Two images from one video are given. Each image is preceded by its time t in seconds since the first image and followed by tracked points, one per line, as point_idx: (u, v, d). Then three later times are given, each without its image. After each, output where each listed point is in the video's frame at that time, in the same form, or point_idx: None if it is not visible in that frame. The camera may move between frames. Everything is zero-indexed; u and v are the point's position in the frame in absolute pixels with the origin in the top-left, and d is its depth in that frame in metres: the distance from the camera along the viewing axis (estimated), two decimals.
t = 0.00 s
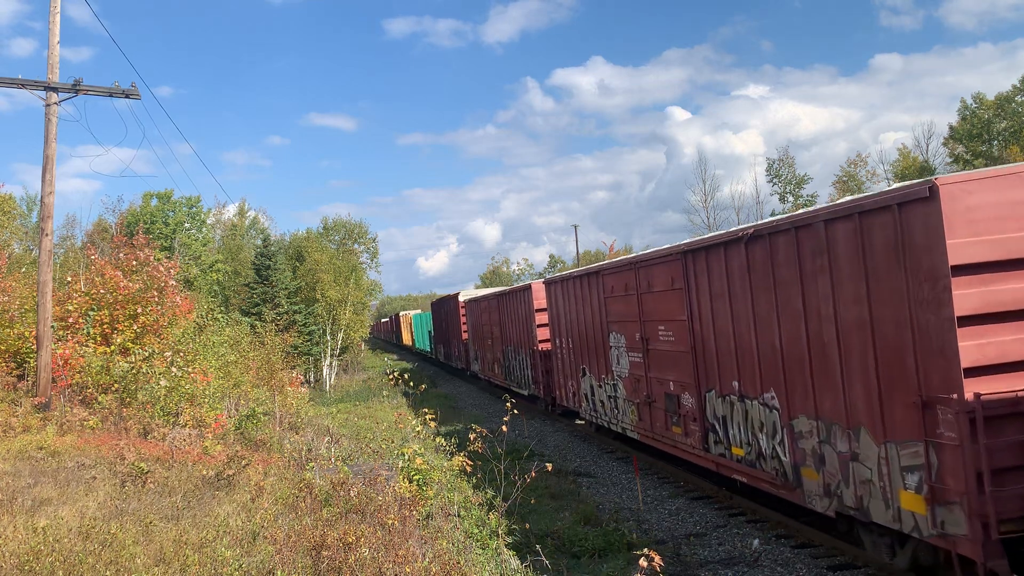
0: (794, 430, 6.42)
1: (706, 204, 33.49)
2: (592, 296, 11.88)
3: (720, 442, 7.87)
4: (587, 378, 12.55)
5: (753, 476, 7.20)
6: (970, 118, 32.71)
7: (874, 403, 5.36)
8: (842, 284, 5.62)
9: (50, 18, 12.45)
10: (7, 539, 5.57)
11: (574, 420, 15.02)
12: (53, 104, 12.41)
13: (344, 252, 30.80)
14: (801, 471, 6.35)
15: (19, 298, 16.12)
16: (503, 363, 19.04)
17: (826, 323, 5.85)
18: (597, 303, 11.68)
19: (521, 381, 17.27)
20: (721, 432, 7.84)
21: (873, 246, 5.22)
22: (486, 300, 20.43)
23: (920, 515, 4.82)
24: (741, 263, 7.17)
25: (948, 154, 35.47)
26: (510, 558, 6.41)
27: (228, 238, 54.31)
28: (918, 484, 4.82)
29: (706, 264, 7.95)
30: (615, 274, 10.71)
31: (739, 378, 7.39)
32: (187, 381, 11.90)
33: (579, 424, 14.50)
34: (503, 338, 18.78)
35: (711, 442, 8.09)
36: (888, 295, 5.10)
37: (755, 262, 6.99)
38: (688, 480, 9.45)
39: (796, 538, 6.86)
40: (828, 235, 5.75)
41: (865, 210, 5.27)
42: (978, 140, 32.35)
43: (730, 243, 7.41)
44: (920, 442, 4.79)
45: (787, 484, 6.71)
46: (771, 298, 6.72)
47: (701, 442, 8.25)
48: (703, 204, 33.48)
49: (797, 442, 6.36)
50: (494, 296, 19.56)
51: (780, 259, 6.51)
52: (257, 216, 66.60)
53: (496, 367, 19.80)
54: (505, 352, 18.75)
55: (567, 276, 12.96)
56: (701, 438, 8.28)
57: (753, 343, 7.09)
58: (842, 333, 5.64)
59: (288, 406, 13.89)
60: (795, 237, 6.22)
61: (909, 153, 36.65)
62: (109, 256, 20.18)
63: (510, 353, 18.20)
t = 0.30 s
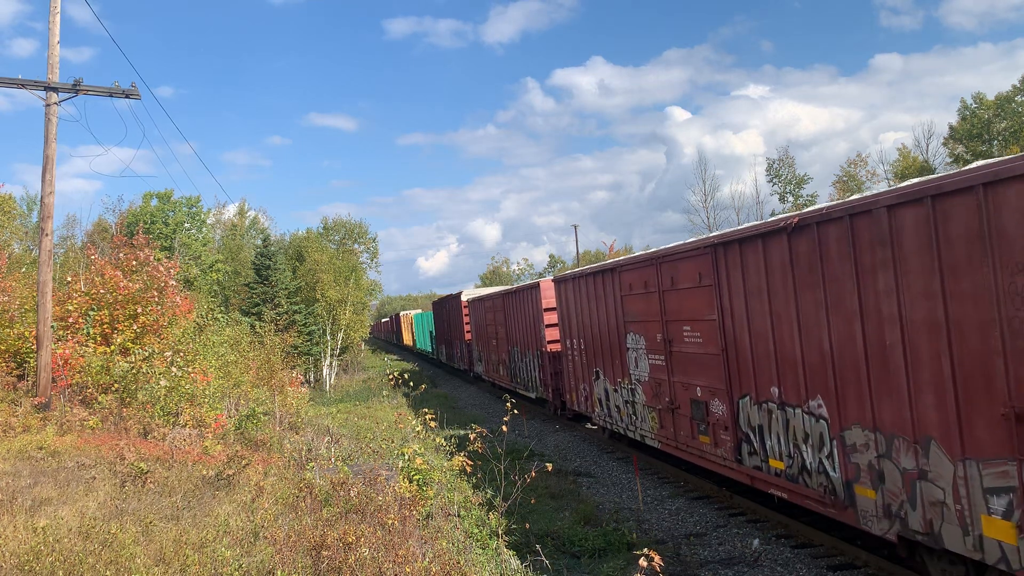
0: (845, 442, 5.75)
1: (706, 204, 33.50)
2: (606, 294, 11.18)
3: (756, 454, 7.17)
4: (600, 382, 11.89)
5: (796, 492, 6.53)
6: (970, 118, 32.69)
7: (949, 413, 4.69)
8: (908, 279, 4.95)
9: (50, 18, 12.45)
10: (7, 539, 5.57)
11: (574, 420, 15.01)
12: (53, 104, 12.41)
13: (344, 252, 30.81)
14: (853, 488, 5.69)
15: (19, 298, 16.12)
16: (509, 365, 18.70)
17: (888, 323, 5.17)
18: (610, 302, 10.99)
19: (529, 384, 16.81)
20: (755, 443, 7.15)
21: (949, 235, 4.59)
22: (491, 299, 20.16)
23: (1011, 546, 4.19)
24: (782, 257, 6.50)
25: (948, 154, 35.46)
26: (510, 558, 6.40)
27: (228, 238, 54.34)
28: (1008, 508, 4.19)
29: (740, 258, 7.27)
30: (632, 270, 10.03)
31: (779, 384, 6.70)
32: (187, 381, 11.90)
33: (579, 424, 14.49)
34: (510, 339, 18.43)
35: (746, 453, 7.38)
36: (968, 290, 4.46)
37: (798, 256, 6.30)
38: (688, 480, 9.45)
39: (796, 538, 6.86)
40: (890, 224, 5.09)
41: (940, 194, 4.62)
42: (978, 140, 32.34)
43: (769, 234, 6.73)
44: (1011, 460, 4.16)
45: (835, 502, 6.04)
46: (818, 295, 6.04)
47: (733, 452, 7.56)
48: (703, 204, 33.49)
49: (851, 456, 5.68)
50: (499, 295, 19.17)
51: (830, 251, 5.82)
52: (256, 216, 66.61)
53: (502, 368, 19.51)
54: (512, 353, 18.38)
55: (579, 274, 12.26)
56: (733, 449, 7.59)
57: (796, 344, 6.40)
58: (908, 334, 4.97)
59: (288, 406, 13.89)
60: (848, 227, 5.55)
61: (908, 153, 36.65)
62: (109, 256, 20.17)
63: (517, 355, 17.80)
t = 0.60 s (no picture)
0: (911, 458, 5.03)
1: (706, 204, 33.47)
2: (624, 292, 10.44)
3: (800, 467, 6.44)
4: (616, 385, 11.16)
5: (850, 511, 5.80)
6: (970, 118, 32.69)
7: None
8: (1000, 271, 4.26)
9: (50, 18, 12.45)
10: (7, 539, 5.57)
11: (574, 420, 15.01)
12: (53, 104, 12.41)
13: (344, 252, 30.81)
14: (920, 509, 4.99)
15: (19, 298, 16.12)
16: (516, 366, 18.24)
17: (969, 320, 4.48)
18: (629, 300, 10.24)
19: (537, 386, 16.29)
20: (800, 455, 6.42)
21: None
22: (496, 298, 19.84)
23: None
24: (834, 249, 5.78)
25: (948, 154, 35.46)
26: (510, 558, 6.40)
27: (228, 238, 54.35)
28: None
29: (782, 249, 6.53)
30: (654, 265, 9.29)
31: (829, 390, 5.96)
32: (187, 381, 11.91)
33: (579, 424, 14.50)
34: (516, 339, 18.05)
35: (788, 466, 6.64)
36: None
37: (854, 247, 5.58)
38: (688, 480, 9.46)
39: (796, 538, 6.86)
40: (975, 208, 4.42)
41: None
42: (978, 140, 32.33)
43: (819, 222, 5.99)
44: None
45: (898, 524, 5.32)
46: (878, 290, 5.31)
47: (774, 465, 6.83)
48: (703, 204, 33.48)
49: (919, 474, 4.97)
50: (505, 294, 18.76)
51: (894, 241, 5.11)
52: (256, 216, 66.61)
53: (507, 369, 19.18)
54: (518, 355, 17.92)
55: (592, 270, 11.54)
56: (772, 461, 6.85)
57: (850, 346, 5.67)
58: (997, 334, 4.29)
59: (288, 406, 13.89)
60: (919, 211, 4.85)
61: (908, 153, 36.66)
62: (109, 256, 20.18)
63: (524, 356, 17.33)
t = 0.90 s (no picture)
0: (999, 478, 4.25)
1: (706, 204, 33.44)
2: (644, 290, 9.63)
3: (854, 484, 5.63)
4: (634, 389, 10.39)
5: (920, 538, 4.98)
6: (970, 118, 32.69)
7: None
8: None
9: (50, 18, 12.45)
10: (7, 539, 5.57)
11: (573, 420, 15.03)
12: (53, 104, 12.41)
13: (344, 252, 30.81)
14: (1010, 538, 4.20)
15: (19, 298, 16.12)
16: (524, 369, 17.54)
17: None
18: (649, 299, 9.45)
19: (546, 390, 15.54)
20: (854, 471, 5.61)
21: None
22: (501, 298, 19.34)
23: None
24: (900, 238, 5.02)
25: (948, 154, 35.46)
26: (510, 558, 6.40)
27: (228, 238, 54.35)
28: None
29: (834, 240, 5.72)
30: (680, 260, 8.47)
31: (891, 399, 5.16)
32: (187, 381, 11.90)
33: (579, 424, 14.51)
34: (523, 339, 17.43)
35: (839, 482, 5.83)
36: None
37: (925, 235, 4.81)
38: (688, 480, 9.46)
39: (796, 538, 6.86)
40: None
41: None
42: (978, 140, 32.33)
43: (881, 207, 5.19)
44: None
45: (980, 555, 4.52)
46: (956, 285, 4.55)
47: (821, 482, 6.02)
48: (703, 204, 33.48)
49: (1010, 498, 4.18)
50: (512, 294, 18.12)
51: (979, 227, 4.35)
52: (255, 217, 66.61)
53: (513, 371, 18.61)
54: (527, 357, 17.23)
55: (609, 266, 10.75)
56: (820, 476, 6.04)
57: (919, 348, 4.87)
58: None
59: (288, 406, 13.89)
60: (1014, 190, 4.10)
61: (908, 153, 36.66)
62: (109, 256, 20.19)
63: (533, 358, 16.62)
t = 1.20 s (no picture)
0: None
1: (706, 204, 33.40)
2: (666, 287, 8.87)
3: (923, 506, 4.86)
4: (654, 393, 9.62)
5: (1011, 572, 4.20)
6: (970, 118, 32.67)
7: None
8: None
9: (50, 18, 12.45)
10: (6, 539, 5.56)
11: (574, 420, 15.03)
12: (53, 104, 12.41)
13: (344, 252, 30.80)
14: None
15: (19, 298, 16.11)
16: (531, 371, 16.83)
17: None
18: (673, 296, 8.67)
19: (557, 394, 14.74)
20: (924, 491, 4.83)
21: None
22: (506, 296, 18.79)
23: None
24: (986, 223, 4.25)
25: (948, 154, 35.44)
26: (510, 558, 6.39)
27: (228, 238, 54.35)
28: None
29: (900, 228, 4.94)
30: (709, 254, 7.71)
31: (974, 410, 4.38)
32: (187, 381, 11.90)
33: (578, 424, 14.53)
34: (530, 339, 16.77)
35: (903, 503, 5.05)
36: None
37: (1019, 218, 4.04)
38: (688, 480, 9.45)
39: (796, 538, 6.86)
40: None
41: None
42: (978, 140, 32.31)
43: (962, 187, 4.41)
44: None
45: None
46: None
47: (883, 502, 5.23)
48: (703, 204, 33.45)
49: None
50: (519, 292, 17.43)
51: None
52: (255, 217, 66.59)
53: (520, 372, 17.96)
54: (535, 359, 16.48)
55: (627, 263, 9.99)
56: (880, 496, 5.26)
57: (1010, 351, 4.10)
58: None
59: (288, 406, 13.89)
60: None
61: (908, 153, 36.64)
62: (109, 256, 20.22)
63: (542, 360, 15.86)
